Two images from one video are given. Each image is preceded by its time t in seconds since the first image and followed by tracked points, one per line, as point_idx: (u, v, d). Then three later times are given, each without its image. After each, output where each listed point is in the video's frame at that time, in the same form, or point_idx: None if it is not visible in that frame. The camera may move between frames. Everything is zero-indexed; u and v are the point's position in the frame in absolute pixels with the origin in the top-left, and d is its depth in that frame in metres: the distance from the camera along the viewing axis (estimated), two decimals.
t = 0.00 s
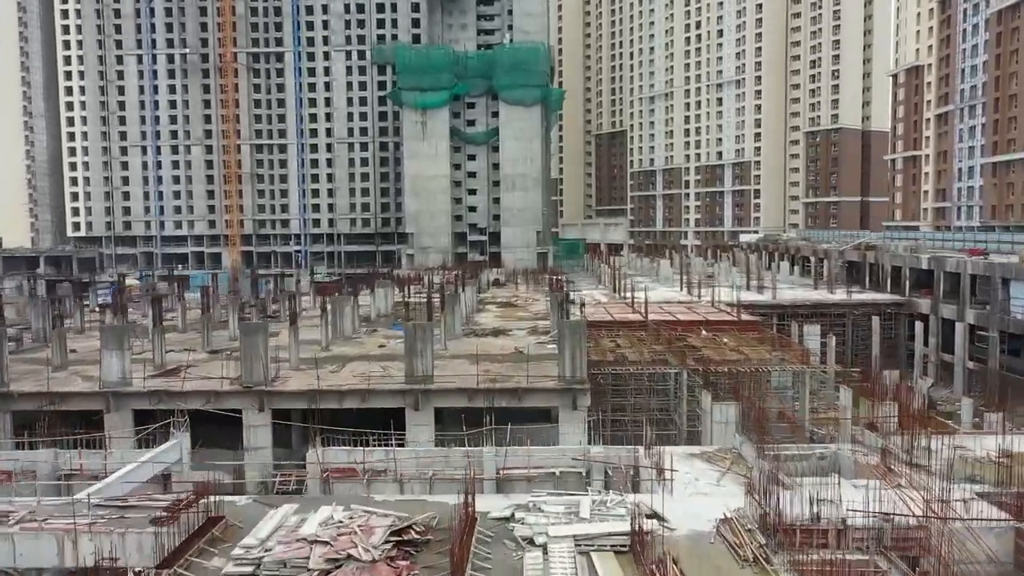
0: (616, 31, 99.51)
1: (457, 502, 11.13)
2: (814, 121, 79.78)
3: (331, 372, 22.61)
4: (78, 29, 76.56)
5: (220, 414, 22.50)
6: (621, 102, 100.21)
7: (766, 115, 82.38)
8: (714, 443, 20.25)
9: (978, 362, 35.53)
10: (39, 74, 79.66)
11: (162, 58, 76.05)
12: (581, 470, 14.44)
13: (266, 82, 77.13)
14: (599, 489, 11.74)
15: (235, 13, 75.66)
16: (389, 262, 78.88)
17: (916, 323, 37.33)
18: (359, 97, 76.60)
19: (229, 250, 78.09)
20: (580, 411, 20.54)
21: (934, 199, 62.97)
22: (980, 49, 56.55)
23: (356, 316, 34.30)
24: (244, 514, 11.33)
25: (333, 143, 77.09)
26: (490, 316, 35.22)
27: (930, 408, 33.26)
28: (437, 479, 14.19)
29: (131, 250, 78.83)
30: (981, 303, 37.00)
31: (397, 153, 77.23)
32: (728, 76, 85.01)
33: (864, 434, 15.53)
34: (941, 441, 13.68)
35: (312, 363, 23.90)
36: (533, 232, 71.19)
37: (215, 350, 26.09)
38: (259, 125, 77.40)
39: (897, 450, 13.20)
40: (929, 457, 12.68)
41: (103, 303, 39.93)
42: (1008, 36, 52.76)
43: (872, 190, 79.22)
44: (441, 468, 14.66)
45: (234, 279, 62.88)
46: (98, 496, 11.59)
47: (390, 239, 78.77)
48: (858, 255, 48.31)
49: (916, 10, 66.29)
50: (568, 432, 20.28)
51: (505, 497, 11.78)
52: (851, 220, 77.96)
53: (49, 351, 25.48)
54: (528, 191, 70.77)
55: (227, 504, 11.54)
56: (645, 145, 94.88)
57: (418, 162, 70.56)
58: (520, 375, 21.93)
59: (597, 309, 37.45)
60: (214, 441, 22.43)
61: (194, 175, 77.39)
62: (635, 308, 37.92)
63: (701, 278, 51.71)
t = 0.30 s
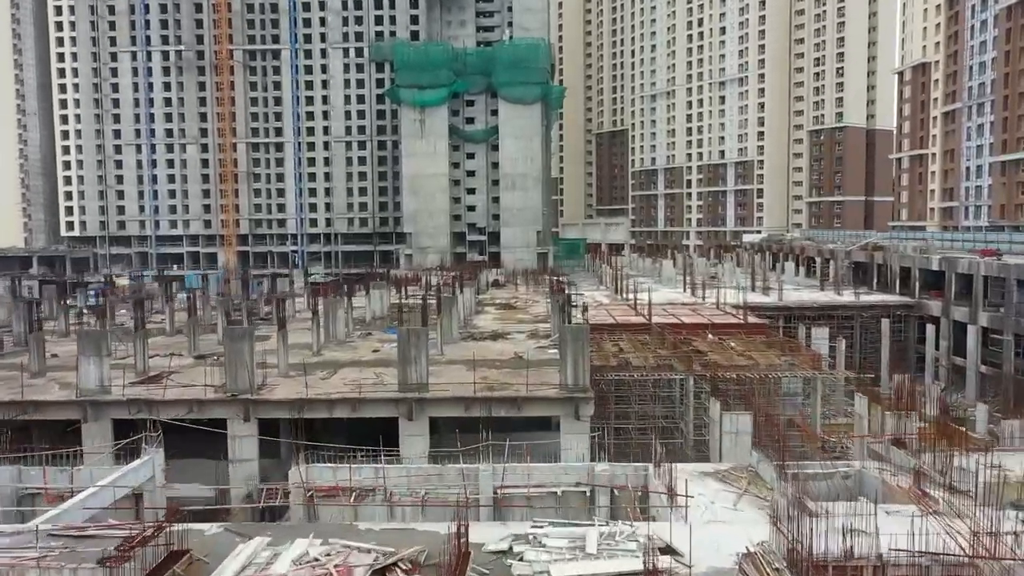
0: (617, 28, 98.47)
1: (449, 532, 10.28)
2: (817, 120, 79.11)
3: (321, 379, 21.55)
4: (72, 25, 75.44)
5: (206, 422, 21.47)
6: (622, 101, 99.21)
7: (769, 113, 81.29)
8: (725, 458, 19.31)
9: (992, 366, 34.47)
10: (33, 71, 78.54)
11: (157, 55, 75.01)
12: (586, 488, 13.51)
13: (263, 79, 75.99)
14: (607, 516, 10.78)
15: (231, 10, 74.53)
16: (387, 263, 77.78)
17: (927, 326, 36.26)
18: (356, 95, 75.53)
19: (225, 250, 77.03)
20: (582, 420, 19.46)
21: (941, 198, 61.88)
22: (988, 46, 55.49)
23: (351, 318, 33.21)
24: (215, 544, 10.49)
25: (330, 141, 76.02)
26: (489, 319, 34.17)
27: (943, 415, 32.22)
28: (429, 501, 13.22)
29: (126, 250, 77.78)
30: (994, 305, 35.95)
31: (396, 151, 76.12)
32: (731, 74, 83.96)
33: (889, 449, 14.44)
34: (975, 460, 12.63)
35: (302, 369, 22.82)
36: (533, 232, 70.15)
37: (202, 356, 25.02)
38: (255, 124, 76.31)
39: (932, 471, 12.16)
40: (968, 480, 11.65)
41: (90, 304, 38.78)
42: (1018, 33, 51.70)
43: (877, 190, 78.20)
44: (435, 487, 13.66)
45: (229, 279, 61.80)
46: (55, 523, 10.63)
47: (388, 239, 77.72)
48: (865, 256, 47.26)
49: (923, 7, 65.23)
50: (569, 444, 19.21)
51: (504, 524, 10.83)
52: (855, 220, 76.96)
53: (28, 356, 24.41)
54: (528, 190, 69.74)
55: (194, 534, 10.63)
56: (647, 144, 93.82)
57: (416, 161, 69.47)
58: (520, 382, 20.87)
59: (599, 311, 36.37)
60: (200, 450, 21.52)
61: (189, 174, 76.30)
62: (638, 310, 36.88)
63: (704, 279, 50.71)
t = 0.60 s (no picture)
0: (618, 26, 97.48)
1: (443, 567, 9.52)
2: (821, 118, 78.03)
3: (311, 387, 20.48)
4: (66, 22, 74.33)
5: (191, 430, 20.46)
6: (624, 99, 98.26)
7: (773, 111, 80.24)
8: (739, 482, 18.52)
9: (1006, 371, 33.48)
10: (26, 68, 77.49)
11: (152, 53, 74.02)
12: (592, 511, 12.86)
13: (259, 77, 74.93)
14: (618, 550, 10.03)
15: (227, 7, 73.42)
16: (385, 263, 76.76)
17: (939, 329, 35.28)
18: (354, 92, 74.50)
19: (221, 250, 76.07)
20: (586, 432, 18.42)
21: (948, 198, 60.89)
22: (997, 43, 54.47)
23: (346, 321, 32.22)
24: None
25: (328, 140, 75.03)
26: (488, 321, 33.21)
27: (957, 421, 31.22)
28: (423, 524, 12.53)
29: (121, 250, 76.82)
30: (1009, 307, 34.96)
31: (394, 150, 75.13)
32: (733, 72, 82.91)
33: (918, 466, 13.42)
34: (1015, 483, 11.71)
35: (292, 376, 21.82)
36: (533, 232, 69.14)
37: (188, 361, 24.01)
38: (252, 122, 75.29)
39: (975, 500, 11.29)
40: (1014, 510, 10.82)
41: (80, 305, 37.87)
42: None
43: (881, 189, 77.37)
44: (427, 510, 12.90)
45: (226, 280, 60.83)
46: None
47: (386, 239, 76.68)
48: (873, 256, 46.27)
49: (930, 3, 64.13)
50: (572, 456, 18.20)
51: (503, 557, 10.02)
52: (859, 220, 76.01)
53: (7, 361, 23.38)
54: (529, 189, 68.70)
55: None
56: (649, 143, 92.82)
57: (414, 159, 68.47)
58: (521, 391, 19.84)
59: (601, 313, 35.40)
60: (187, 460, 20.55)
61: (184, 173, 75.28)
62: (641, 312, 35.91)
63: (708, 279, 49.73)
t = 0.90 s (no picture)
0: (620, 24, 96.47)
1: None
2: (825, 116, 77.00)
3: (300, 395, 19.45)
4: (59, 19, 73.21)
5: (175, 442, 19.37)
6: (625, 98, 97.27)
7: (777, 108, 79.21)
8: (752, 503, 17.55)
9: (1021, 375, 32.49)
10: (19, 65, 76.42)
11: (147, 49, 72.95)
12: (598, 536, 12.45)
13: (256, 74, 73.94)
14: None
15: (223, 3, 72.37)
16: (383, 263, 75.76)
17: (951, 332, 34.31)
18: (352, 90, 73.41)
19: (217, 250, 75.01)
20: (589, 443, 17.38)
21: (955, 197, 59.88)
22: (1006, 39, 53.48)
23: (339, 323, 31.13)
24: None
25: (325, 138, 74.00)
26: (487, 324, 32.20)
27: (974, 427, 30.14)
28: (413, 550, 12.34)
29: (115, 249, 75.78)
30: None
31: (392, 148, 74.13)
32: (736, 69, 81.93)
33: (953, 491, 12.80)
34: None
35: (282, 383, 20.81)
36: (533, 231, 68.13)
37: (174, 367, 22.98)
38: (248, 120, 74.25)
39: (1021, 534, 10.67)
40: None
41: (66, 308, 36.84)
42: None
43: (886, 189, 76.35)
44: (419, 533, 12.64)
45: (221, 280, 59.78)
46: None
47: (384, 238, 75.69)
48: (881, 257, 45.28)
49: None
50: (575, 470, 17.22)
51: None
52: (864, 219, 74.94)
53: None
54: (529, 188, 67.65)
55: None
56: (650, 141, 91.82)
57: (412, 158, 67.45)
58: (521, 399, 18.84)
59: (603, 316, 34.35)
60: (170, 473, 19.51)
61: (180, 171, 74.27)
62: (646, 314, 34.87)
63: (713, 280, 48.69)
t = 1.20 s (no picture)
0: (621, 21, 95.49)
1: None
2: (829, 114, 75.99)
3: (288, 404, 18.46)
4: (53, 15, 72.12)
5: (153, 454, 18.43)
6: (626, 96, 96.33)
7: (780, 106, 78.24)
8: (765, 522, 16.62)
9: None
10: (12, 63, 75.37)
11: (142, 46, 71.87)
12: (604, 565, 12.10)
13: (252, 72, 72.98)
14: None
15: None
16: (381, 263, 74.81)
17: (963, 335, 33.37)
18: (349, 87, 72.16)
19: (212, 251, 74.05)
20: (593, 456, 16.39)
21: (962, 196, 58.98)
22: (1015, 35, 52.51)
23: (333, 326, 30.15)
24: None
25: (322, 136, 72.89)
26: (486, 327, 31.25)
27: (986, 434, 29.18)
28: None
29: (110, 249, 74.86)
30: None
31: (390, 147, 73.12)
32: (739, 67, 81.04)
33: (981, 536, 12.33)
34: None
35: (269, 391, 19.80)
36: (533, 231, 67.15)
37: (158, 373, 22.00)
38: (244, 118, 73.26)
39: None
40: None
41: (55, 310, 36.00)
42: None
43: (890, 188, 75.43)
44: (408, 562, 12.09)
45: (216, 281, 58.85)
46: None
47: (382, 238, 74.75)
48: (888, 257, 44.35)
49: None
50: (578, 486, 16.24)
51: None
52: (869, 219, 74.03)
53: None
54: (529, 187, 66.67)
55: None
56: (652, 140, 90.93)
57: (410, 156, 66.43)
58: (521, 409, 17.86)
59: (605, 318, 33.36)
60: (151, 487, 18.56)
61: (175, 170, 73.32)
62: (649, 316, 33.93)
63: (717, 281, 47.76)
